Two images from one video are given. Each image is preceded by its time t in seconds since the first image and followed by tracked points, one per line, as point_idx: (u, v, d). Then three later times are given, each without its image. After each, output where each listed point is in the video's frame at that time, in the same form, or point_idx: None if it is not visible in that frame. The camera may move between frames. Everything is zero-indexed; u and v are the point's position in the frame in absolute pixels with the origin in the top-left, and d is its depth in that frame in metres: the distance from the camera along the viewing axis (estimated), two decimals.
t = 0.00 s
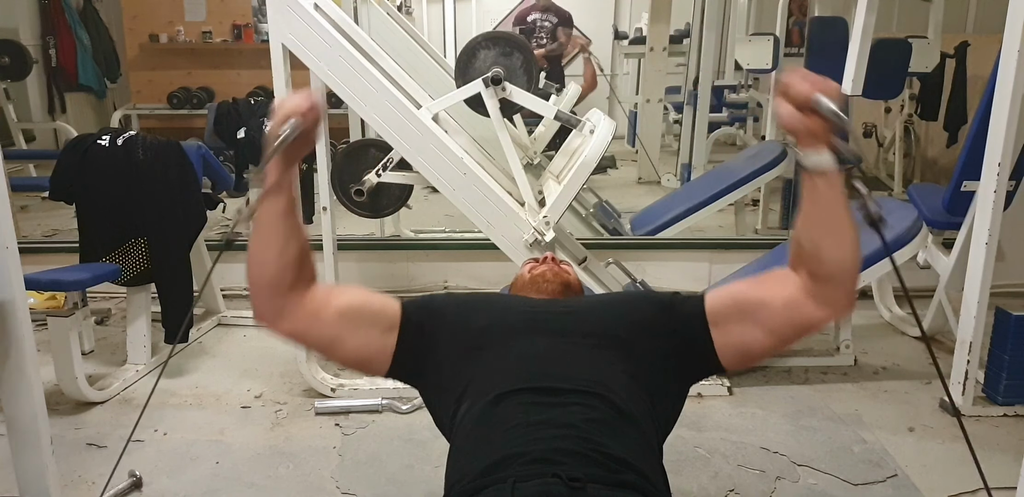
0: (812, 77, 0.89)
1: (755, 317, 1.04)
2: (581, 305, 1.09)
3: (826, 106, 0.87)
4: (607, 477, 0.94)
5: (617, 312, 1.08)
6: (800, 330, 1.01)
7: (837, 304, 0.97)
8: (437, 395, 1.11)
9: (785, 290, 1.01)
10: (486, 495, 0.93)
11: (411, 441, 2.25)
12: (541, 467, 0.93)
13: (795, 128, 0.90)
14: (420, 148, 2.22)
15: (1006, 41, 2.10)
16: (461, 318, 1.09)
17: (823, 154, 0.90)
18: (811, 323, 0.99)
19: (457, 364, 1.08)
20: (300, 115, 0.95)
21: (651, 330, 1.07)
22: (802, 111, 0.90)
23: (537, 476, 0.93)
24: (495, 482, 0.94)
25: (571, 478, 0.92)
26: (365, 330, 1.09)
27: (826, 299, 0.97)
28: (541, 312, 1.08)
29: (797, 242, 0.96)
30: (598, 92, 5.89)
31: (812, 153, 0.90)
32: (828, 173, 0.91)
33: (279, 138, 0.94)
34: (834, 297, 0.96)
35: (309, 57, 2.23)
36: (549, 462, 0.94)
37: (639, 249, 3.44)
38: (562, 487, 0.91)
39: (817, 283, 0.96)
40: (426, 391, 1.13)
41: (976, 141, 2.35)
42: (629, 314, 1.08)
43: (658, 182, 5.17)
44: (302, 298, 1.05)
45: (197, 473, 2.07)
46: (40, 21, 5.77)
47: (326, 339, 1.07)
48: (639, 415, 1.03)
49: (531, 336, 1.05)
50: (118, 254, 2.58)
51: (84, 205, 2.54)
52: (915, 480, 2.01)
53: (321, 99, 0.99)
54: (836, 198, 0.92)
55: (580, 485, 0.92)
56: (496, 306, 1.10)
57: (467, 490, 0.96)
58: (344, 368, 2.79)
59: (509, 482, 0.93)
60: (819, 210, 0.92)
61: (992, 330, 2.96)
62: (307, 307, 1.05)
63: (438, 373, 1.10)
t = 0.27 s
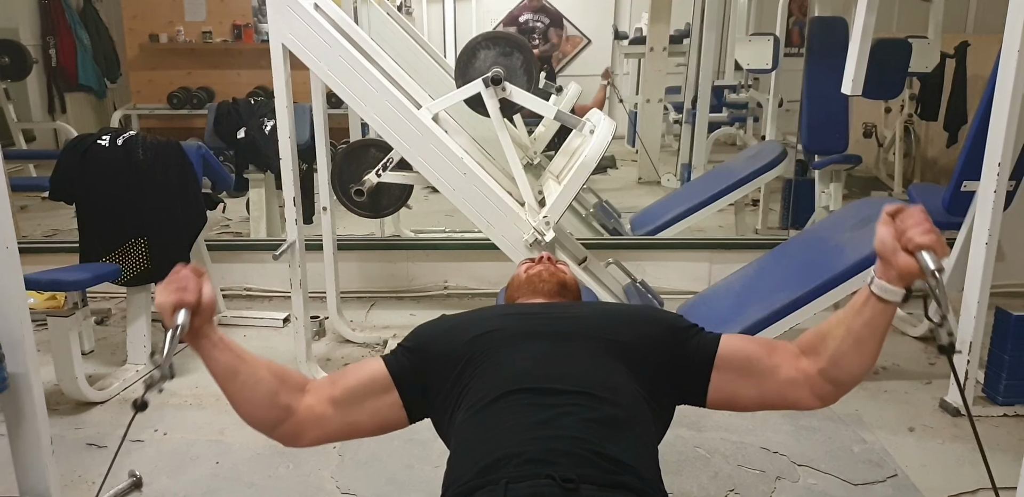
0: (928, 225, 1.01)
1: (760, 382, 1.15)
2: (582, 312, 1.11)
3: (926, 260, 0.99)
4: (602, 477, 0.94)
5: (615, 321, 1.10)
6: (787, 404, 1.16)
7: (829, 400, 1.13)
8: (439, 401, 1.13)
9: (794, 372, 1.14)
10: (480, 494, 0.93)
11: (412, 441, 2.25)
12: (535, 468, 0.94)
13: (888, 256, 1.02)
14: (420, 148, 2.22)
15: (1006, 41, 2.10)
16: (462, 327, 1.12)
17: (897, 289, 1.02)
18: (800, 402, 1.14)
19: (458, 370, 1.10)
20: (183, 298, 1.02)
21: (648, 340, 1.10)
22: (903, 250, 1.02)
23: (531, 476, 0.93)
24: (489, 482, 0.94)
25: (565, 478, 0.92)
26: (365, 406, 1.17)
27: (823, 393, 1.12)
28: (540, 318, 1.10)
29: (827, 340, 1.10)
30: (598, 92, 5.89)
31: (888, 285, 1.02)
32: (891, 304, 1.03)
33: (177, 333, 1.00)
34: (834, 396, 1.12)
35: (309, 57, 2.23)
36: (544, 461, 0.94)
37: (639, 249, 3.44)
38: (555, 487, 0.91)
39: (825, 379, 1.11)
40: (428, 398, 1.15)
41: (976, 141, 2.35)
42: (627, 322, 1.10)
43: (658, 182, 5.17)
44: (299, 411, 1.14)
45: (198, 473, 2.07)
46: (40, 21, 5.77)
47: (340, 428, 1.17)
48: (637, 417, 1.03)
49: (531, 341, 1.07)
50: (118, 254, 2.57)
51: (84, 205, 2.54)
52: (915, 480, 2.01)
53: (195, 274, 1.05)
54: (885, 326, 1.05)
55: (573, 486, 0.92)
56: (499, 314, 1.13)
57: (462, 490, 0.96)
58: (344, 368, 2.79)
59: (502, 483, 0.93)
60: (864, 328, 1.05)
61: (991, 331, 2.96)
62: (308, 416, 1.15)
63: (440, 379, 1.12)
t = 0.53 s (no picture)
0: (878, 151, 0.94)
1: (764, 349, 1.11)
2: (580, 308, 1.10)
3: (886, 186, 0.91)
4: (601, 474, 0.94)
5: (613, 317, 1.09)
6: (802, 368, 1.10)
7: (842, 355, 1.05)
8: (436, 397, 1.12)
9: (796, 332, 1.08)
10: (480, 491, 0.93)
11: (412, 441, 2.25)
12: (534, 465, 0.94)
13: (848, 195, 0.95)
14: (420, 148, 2.22)
15: (1006, 42, 2.10)
16: (459, 322, 1.11)
17: (868, 224, 0.95)
18: (813, 363, 1.08)
19: (455, 366, 1.09)
20: (227, 219, 1.00)
21: (648, 335, 1.09)
22: (859, 183, 0.94)
23: (530, 473, 0.93)
24: (489, 478, 0.94)
25: (564, 475, 0.92)
26: (356, 373, 1.14)
27: (833, 347, 1.05)
28: (538, 314, 1.09)
29: (820, 293, 1.04)
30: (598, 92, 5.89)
31: (858, 221, 0.95)
32: (868, 238, 0.96)
33: (215, 250, 0.98)
34: (843, 347, 1.05)
35: (309, 57, 2.23)
36: (543, 459, 0.94)
37: (639, 249, 3.45)
38: (555, 484, 0.91)
39: (830, 331, 1.04)
40: (426, 393, 1.14)
41: (976, 141, 2.35)
42: (625, 317, 1.09)
43: (658, 182, 5.17)
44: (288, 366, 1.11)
45: (197, 473, 2.07)
46: (40, 21, 5.77)
47: (324, 390, 1.13)
48: (635, 414, 1.03)
49: (528, 337, 1.06)
50: (118, 254, 2.59)
51: (84, 205, 2.54)
52: (915, 480, 2.01)
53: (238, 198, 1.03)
54: (867, 263, 0.98)
55: (573, 483, 0.92)
56: (496, 309, 1.11)
57: (462, 487, 0.96)
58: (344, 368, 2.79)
59: (503, 479, 0.93)
60: (849, 272, 0.99)
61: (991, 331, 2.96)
62: (296, 370, 1.12)
63: (437, 375, 1.11)
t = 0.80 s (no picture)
0: (722, 26, 0.91)
1: (735, 267, 1.01)
2: (582, 302, 1.09)
3: (735, 40, 0.89)
4: (606, 474, 0.95)
5: (617, 311, 1.07)
6: (784, 268, 0.99)
7: (806, 228, 0.96)
8: (436, 392, 1.12)
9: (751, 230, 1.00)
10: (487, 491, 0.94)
11: (412, 441, 2.25)
12: (540, 466, 0.94)
13: (716, 70, 0.93)
14: (420, 148, 2.22)
15: (1006, 42, 2.10)
16: (459, 317, 1.09)
17: (748, 87, 0.93)
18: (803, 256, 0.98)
19: (456, 361, 1.08)
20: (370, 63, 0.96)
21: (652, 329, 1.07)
22: (716, 53, 0.92)
23: (537, 472, 0.93)
24: (498, 478, 0.95)
25: (571, 474, 0.93)
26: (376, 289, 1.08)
27: (793, 224, 0.97)
28: (540, 310, 1.08)
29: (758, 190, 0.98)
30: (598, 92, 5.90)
31: (738, 89, 0.93)
32: (759, 102, 0.94)
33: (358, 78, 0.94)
34: (800, 219, 0.96)
35: (309, 57, 2.22)
36: (548, 459, 0.95)
37: (639, 249, 3.45)
38: (562, 484, 0.92)
39: (778, 210, 0.97)
40: (425, 387, 1.14)
41: (976, 141, 2.35)
42: (630, 312, 1.07)
43: (658, 182, 5.17)
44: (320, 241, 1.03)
45: (197, 473, 2.07)
46: (40, 21, 5.77)
47: (336, 292, 1.05)
48: (637, 414, 1.03)
49: (531, 334, 1.05)
50: (118, 255, 2.59)
51: (85, 205, 2.54)
52: (915, 480, 2.01)
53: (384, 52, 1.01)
54: (771, 125, 0.94)
55: (579, 482, 0.93)
56: (497, 302, 1.10)
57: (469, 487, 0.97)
58: (344, 368, 2.79)
59: (510, 478, 0.93)
60: (760, 143, 0.95)
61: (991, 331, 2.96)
62: (329, 247, 1.04)
63: (437, 370, 1.11)
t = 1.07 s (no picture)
0: (771, 70, 0.93)
1: (752, 307, 1.02)
2: (581, 308, 1.09)
3: (783, 85, 0.92)
4: (608, 477, 0.94)
5: (616, 317, 1.07)
6: (797, 318, 1.00)
7: (831, 286, 0.96)
8: (437, 399, 1.12)
9: (776, 278, 1.00)
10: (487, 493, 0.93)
11: (412, 441, 2.25)
12: (542, 467, 0.93)
13: (761, 115, 0.95)
14: (420, 148, 2.22)
15: (1006, 42, 2.10)
16: (459, 323, 1.10)
17: (790, 135, 0.94)
18: (814, 311, 0.99)
19: (457, 367, 1.08)
20: (323, 118, 0.96)
21: (652, 335, 1.07)
22: (763, 99, 0.94)
23: (538, 475, 0.93)
24: (498, 480, 0.94)
25: (573, 477, 0.92)
26: (367, 333, 1.08)
27: (818, 282, 0.96)
28: (540, 315, 1.08)
29: (782, 238, 0.97)
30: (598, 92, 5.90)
31: (781, 135, 0.94)
32: (799, 150, 0.94)
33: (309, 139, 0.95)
34: (827, 278, 0.96)
35: (309, 57, 2.22)
36: (550, 461, 0.94)
37: (639, 249, 3.45)
38: (563, 486, 0.91)
39: (804, 266, 0.96)
40: (425, 394, 1.13)
41: (976, 141, 2.35)
42: (629, 318, 1.08)
43: (658, 182, 5.17)
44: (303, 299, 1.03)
45: (197, 473, 2.07)
46: (40, 21, 5.77)
47: (325, 343, 1.05)
48: (640, 416, 1.03)
49: (530, 339, 1.05)
50: (118, 254, 2.59)
51: (84, 205, 2.54)
52: (915, 480, 2.01)
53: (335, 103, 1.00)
54: (809, 176, 0.94)
55: (581, 485, 0.92)
56: (498, 309, 1.10)
57: (469, 489, 0.96)
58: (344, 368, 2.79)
59: (511, 481, 0.93)
60: (795, 196, 0.94)
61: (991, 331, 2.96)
62: (313, 306, 1.04)
63: (437, 377, 1.10)
